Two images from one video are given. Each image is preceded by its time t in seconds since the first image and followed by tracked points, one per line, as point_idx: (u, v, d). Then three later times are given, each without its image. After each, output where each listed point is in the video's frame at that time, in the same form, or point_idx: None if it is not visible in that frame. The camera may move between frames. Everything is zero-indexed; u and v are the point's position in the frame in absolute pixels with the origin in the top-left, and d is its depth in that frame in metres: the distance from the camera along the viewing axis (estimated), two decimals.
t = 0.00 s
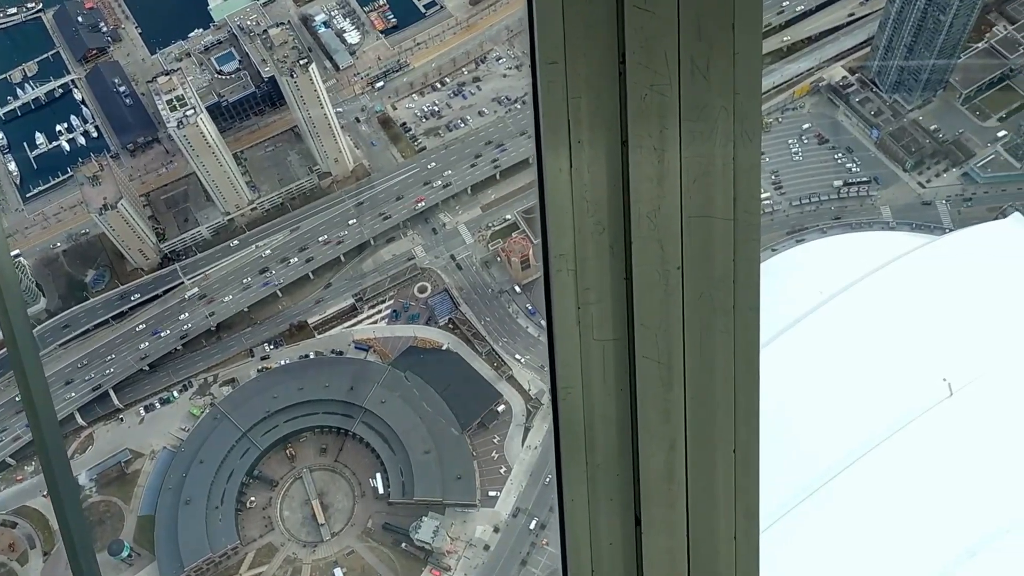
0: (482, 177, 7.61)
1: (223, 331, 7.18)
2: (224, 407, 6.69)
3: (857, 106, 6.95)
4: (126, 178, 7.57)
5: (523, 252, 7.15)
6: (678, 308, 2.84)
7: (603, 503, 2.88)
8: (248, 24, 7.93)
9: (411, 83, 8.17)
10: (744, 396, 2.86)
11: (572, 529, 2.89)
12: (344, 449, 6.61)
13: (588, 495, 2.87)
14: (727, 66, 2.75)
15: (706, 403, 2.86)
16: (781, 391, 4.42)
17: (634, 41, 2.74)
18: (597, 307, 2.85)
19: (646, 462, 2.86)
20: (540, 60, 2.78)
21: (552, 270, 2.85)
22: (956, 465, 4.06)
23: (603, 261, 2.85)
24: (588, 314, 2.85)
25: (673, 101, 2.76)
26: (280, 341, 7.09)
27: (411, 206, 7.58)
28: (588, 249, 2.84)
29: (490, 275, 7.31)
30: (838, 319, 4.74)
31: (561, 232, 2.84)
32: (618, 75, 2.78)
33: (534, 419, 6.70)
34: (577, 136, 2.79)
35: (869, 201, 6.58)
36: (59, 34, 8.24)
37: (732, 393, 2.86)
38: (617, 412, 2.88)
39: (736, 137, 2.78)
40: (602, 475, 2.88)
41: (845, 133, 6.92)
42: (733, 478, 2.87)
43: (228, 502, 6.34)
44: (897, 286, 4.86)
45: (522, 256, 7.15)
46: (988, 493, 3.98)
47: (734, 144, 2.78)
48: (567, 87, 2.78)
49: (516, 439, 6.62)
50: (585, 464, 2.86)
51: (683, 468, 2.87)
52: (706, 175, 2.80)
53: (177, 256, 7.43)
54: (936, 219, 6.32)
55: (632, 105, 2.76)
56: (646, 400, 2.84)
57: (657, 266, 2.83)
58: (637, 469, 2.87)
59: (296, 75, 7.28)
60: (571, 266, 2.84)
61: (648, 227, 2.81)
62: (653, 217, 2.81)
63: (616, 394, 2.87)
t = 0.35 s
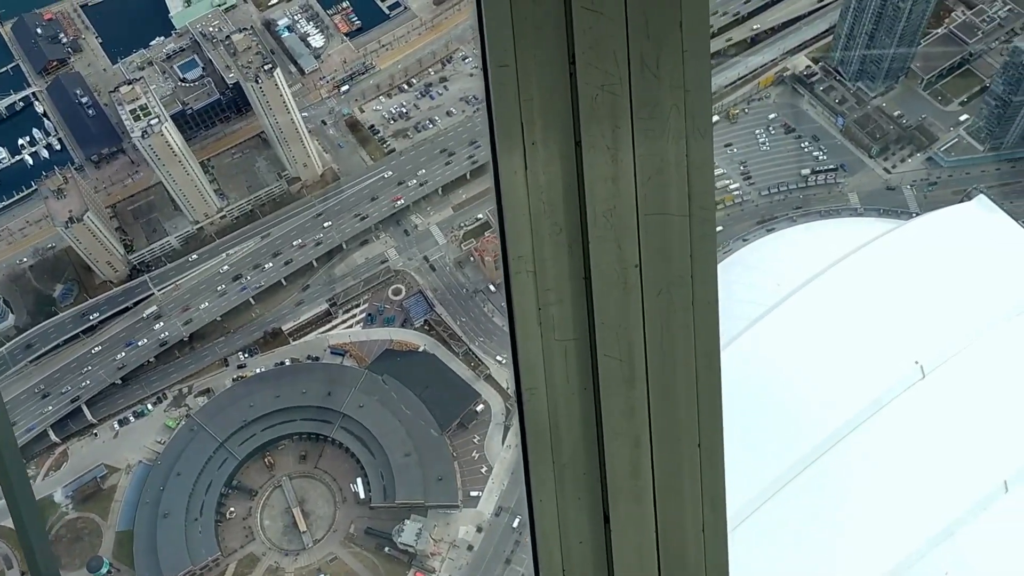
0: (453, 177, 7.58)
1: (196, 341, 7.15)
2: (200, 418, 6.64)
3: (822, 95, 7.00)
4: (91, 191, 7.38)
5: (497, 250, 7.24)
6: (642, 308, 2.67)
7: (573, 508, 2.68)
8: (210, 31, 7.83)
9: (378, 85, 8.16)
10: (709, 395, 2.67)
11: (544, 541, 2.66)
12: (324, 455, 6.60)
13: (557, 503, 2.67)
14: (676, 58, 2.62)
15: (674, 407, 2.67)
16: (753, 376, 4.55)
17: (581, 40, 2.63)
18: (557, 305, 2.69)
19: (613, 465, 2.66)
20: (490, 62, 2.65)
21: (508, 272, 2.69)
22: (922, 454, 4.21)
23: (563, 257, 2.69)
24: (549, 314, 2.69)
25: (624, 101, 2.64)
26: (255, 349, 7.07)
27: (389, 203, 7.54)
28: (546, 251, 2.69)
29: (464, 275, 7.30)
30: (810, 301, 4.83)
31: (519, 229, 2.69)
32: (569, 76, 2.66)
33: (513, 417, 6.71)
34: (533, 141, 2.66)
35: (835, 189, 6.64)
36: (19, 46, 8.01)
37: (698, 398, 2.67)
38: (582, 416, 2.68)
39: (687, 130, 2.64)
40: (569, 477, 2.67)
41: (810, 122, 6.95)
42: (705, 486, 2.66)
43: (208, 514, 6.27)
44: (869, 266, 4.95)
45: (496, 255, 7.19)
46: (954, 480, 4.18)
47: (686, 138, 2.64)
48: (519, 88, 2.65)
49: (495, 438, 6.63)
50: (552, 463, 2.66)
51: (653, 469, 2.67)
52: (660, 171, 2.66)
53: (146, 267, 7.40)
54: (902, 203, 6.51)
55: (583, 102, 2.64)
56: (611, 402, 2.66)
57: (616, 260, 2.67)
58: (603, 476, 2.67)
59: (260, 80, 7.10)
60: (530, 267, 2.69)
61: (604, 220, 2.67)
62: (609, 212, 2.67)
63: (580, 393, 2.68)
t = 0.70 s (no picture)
0: (431, 178, 7.56)
1: (175, 350, 7.07)
2: (181, 427, 6.60)
3: (796, 88, 7.04)
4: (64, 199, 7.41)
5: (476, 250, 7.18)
6: (620, 299, 2.82)
7: (563, 498, 2.81)
8: (181, 36, 7.69)
9: (353, 87, 8.12)
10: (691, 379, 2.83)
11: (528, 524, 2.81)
12: (307, 461, 6.56)
13: (544, 488, 2.81)
14: (652, 53, 2.78)
15: (655, 390, 2.82)
16: (734, 373, 4.58)
17: (557, 30, 2.79)
18: (540, 297, 2.84)
19: (600, 454, 2.80)
20: (466, 55, 2.81)
21: (493, 266, 2.85)
22: (904, 432, 4.28)
23: (543, 253, 2.84)
24: (532, 305, 2.83)
25: (602, 89, 2.79)
26: (235, 356, 7.01)
27: (374, 202, 7.54)
28: (527, 245, 2.84)
29: (444, 276, 7.28)
30: (792, 297, 4.85)
31: (500, 228, 2.84)
32: (546, 67, 2.81)
33: (498, 417, 6.68)
34: (510, 132, 2.81)
35: (814, 180, 6.66)
36: None
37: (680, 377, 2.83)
38: (568, 405, 2.83)
39: (665, 119, 2.80)
40: (557, 468, 2.82)
41: (787, 115, 6.97)
42: (688, 469, 2.82)
43: (192, 523, 6.22)
44: (852, 258, 4.97)
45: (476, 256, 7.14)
46: (942, 461, 4.19)
47: (663, 127, 2.80)
48: (496, 82, 2.81)
49: (481, 438, 6.60)
50: (539, 453, 2.79)
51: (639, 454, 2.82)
52: (638, 161, 2.81)
53: (122, 277, 7.33)
54: (879, 193, 6.52)
55: (562, 95, 2.79)
56: (596, 390, 2.81)
57: (595, 251, 2.83)
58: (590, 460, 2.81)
59: (234, 84, 7.05)
60: (512, 260, 2.83)
61: (582, 210, 2.83)
62: (588, 203, 2.83)
63: (565, 381, 2.83)
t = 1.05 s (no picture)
0: (433, 177, 7.60)
1: (173, 343, 7.11)
2: (178, 421, 6.60)
3: (800, 94, 7.08)
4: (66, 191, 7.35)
5: (477, 250, 7.14)
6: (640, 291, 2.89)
7: (576, 493, 2.91)
8: (187, 31, 7.62)
9: (356, 85, 8.15)
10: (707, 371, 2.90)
11: (544, 515, 2.91)
12: (303, 458, 6.55)
13: (559, 477, 2.89)
14: (677, 45, 2.82)
15: (671, 381, 2.90)
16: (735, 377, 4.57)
17: (584, 24, 2.83)
18: (560, 286, 2.90)
19: (615, 444, 2.89)
20: (493, 45, 2.86)
21: (515, 255, 2.90)
22: (904, 433, 4.31)
23: (564, 245, 2.90)
24: (553, 296, 2.90)
25: (628, 80, 2.84)
26: (233, 351, 7.02)
27: (380, 197, 7.57)
28: (549, 235, 2.90)
29: (445, 275, 7.30)
30: (792, 302, 4.86)
31: (522, 217, 2.90)
32: (572, 58, 2.86)
33: (495, 417, 6.68)
34: (536, 122, 2.86)
35: (815, 187, 6.70)
36: None
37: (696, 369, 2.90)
38: (584, 395, 2.91)
39: (689, 114, 2.84)
40: (572, 459, 2.90)
41: (791, 121, 7.02)
42: (701, 461, 2.90)
43: (187, 516, 6.24)
44: (853, 264, 4.99)
45: (476, 255, 7.13)
46: (940, 464, 4.23)
47: (687, 120, 2.84)
48: (522, 71, 2.85)
49: (477, 438, 6.60)
50: (555, 441, 2.89)
51: (652, 446, 2.90)
52: (660, 155, 2.86)
53: (122, 269, 7.32)
54: (881, 202, 6.51)
55: (588, 87, 2.84)
56: (613, 380, 2.88)
57: (617, 243, 2.88)
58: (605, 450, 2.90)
59: (236, 79, 7.14)
60: (534, 250, 2.89)
61: (606, 202, 2.88)
62: (611, 195, 2.88)
63: (582, 371, 2.91)
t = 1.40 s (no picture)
0: (451, 173, 7.63)
1: (185, 327, 7.14)
2: (186, 406, 6.62)
3: (823, 107, 7.09)
4: (85, 172, 7.37)
5: (491, 249, 7.14)
6: (662, 293, 3.03)
7: (589, 494, 3.05)
8: (212, 17, 7.89)
9: (378, 78, 8.15)
10: (726, 375, 3.06)
11: (556, 513, 3.07)
12: (309, 448, 6.53)
13: (574, 478, 3.04)
14: (714, 49, 2.94)
15: (689, 383, 3.05)
16: (748, 390, 4.50)
17: (621, 23, 2.94)
18: (583, 286, 3.04)
19: (631, 444, 3.04)
20: (529, 42, 2.96)
21: (541, 256, 3.05)
22: (921, 449, 4.30)
23: (589, 247, 3.04)
24: (575, 296, 3.04)
25: (661, 85, 2.97)
26: (244, 338, 7.02)
27: (407, 186, 7.63)
28: (575, 236, 3.03)
29: (458, 273, 7.32)
30: (806, 317, 4.81)
31: (549, 217, 3.03)
32: (607, 57, 2.98)
33: (501, 417, 6.67)
34: (568, 123, 2.99)
35: (834, 200, 6.68)
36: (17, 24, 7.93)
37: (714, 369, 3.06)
38: (602, 394, 3.05)
39: (720, 121, 2.99)
40: (586, 460, 3.05)
41: (815, 133, 7.05)
42: (715, 459, 3.07)
43: (191, 501, 6.27)
44: (867, 281, 4.96)
45: (490, 254, 7.12)
46: (955, 485, 4.21)
47: (718, 127, 2.99)
48: (557, 70, 2.97)
49: (483, 437, 6.62)
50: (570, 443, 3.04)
51: (667, 448, 3.05)
52: (692, 158, 3.01)
53: (138, 252, 7.36)
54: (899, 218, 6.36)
55: (621, 87, 2.97)
56: (632, 379, 3.03)
57: (643, 245, 3.03)
58: (620, 449, 3.05)
59: (259, 66, 7.27)
60: (558, 250, 3.03)
61: (634, 205, 3.01)
62: (638, 199, 3.02)
63: (601, 370, 3.05)
